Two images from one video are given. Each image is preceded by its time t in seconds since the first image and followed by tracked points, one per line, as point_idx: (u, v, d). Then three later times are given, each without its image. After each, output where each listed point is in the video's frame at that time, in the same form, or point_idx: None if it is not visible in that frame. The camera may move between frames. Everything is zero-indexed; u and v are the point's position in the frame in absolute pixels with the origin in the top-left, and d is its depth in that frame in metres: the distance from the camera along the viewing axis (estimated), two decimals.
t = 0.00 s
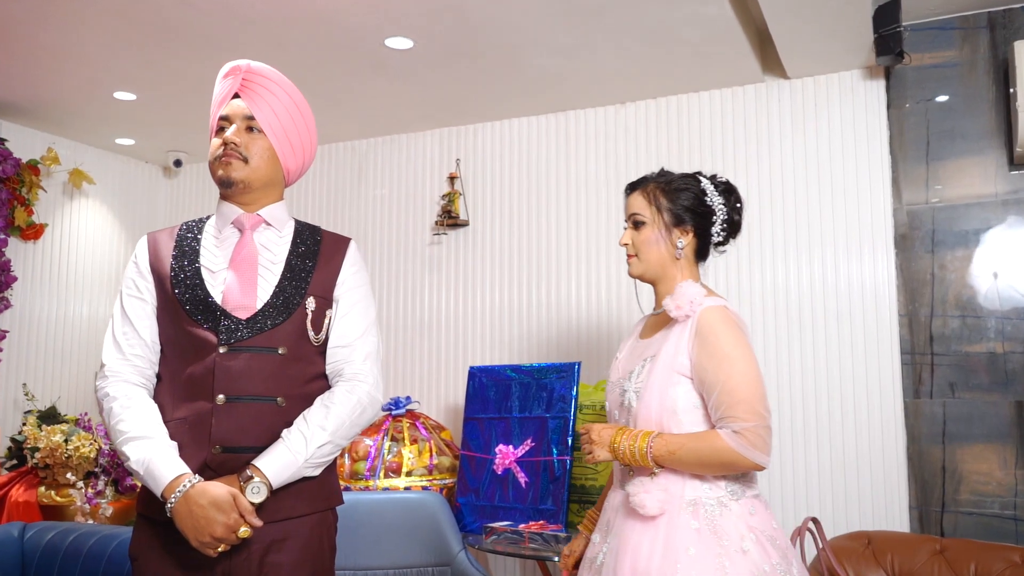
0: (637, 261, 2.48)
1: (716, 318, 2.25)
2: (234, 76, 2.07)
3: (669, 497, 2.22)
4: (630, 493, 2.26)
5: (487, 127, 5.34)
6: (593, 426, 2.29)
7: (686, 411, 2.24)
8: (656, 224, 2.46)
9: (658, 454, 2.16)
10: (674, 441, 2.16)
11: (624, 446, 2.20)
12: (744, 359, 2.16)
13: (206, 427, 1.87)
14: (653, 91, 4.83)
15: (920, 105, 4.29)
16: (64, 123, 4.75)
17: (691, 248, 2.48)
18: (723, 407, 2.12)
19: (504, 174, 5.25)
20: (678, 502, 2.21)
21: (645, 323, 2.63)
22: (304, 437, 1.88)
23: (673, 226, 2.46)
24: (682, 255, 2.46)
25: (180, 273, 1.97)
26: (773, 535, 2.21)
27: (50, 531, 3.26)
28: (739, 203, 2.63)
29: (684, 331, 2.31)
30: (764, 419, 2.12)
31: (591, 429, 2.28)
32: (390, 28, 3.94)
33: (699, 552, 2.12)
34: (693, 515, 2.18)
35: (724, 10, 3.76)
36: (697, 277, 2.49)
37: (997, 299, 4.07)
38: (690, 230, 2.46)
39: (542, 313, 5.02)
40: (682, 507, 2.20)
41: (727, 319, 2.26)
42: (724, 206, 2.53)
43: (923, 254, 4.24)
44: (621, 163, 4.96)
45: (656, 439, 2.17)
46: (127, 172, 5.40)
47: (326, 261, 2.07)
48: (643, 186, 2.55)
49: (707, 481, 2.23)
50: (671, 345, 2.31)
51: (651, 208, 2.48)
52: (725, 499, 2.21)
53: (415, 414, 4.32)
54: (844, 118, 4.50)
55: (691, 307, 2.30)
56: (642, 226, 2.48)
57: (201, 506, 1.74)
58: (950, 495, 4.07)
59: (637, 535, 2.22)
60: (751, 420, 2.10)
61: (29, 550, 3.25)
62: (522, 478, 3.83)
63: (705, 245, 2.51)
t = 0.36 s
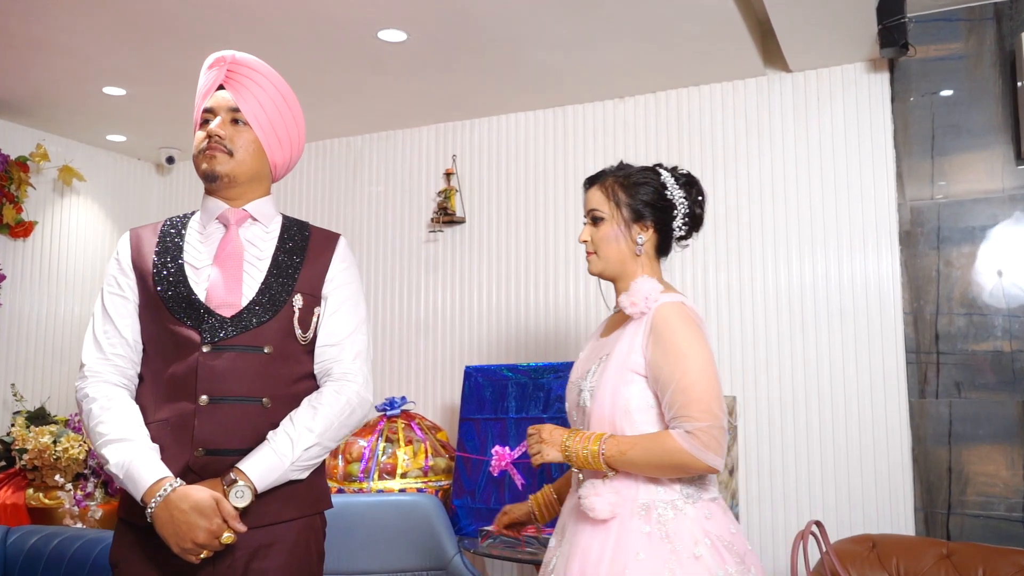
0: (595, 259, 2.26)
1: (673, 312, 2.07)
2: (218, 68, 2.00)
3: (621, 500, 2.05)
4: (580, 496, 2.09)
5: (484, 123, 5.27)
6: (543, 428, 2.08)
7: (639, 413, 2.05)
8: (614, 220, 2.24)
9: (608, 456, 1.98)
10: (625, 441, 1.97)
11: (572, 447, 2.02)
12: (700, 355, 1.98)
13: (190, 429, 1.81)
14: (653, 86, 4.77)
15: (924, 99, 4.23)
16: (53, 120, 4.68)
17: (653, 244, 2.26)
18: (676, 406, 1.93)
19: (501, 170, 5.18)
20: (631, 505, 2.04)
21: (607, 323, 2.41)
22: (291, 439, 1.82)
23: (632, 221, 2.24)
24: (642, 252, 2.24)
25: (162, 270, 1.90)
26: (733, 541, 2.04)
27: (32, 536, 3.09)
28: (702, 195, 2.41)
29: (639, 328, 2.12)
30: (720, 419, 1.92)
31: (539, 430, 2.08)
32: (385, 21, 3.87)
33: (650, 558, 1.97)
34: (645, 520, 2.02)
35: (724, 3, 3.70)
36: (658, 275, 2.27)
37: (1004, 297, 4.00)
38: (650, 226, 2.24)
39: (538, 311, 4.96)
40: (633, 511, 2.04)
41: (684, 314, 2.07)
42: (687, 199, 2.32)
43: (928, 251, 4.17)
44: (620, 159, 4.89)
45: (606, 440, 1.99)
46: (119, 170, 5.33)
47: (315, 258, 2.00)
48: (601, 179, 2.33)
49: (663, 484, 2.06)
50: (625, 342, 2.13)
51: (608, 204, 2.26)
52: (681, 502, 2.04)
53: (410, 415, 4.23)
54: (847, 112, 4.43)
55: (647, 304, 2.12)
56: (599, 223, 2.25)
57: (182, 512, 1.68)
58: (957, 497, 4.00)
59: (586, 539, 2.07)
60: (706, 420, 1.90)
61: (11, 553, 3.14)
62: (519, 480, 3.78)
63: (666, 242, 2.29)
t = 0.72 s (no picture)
0: (566, 258, 2.15)
1: (634, 321, 1.96)
2: (223, 62, 1.95)
3: (570, 517, 1.98)
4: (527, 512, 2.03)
5: (501, 119, 5.20)
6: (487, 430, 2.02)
7: (592, 424, 1.96)
8: (585, 218, 2.12)
9: (550, 468, 1.90)
10: (570, 452, 1.90)
11: (514, 455, 1.95)
12: (656, 368, 1.86)
13: (193, 432, 1.75)
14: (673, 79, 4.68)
15: (955, 88, 4.11)
16: (68, 119, 4.67)
17: (626, 244, 2.15)
18: (626, 422, 1.84)
19: (518, 167, 5.11)
20: (580, 522, 1.97)
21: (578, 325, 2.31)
22: (297, 442, 1.76)
23: (604, 219, 2.12)
24: (614, 252, 2.13)
25: (167, 268, 1.84)
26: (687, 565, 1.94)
27: (42, 539, 2.99)
28: (680, 192, 2.30)
29: (600, 335, 2.03)
30: (669, 439, 1.82)
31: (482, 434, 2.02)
32: (398, 15, 3.81)
33: None
34: (592, 539, 1.94)
35: None
36: (632, 276, 2.16)
37: None
38: (623, 225, 2.12)
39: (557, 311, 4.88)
40: (581, 529, 1.96)
41: (647, 323, 1.96)
42: (662, 197, 2.20)
43: (961, 247, 4.06)
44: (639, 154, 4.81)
45: (551, 450, 1.92)
46: (134, 169, 5.32)
47: (323, 256, 1.94)
48: (573, 175, 2.20)
49: (616, 502, 1.97)
50: (586, 349, 2.04)
51: (579, 201, 2.14)
52: (633, 522, 1.96)
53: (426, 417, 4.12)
54: (874, 103, 4.32)
55: (607, 311, 2.02)
56: (570, 220, 2.14)
57: (184, 517, 1.62)
58: (992, 502, 3.88)
59: (532, 556, 2.00)
60: (653, 439, 1.81)
61: (20, 558, 2.99)
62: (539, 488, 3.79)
63: (642, 241, 2.17)
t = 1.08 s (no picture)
0: (555, 248, 1.88)
1: (607, 316, 1.67)
2: (259, 59, 1.91)
3: (539, 525, 1.74)
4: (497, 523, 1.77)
5: (544, 115, 5.13)
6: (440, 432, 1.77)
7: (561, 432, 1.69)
8: (575, 206, 1.83)
9: (499, 474, 1.67)
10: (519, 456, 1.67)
11: (468, 459, 1.71)
12: (618, 371, 1.58)
13: (230, 437, 1.72)
14: (721, 71, 4.55)
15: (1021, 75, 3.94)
16: (115, 124, 4.71)
17: (618, 235, 1.85)
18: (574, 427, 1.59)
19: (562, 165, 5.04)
20: (548, 530, 1.74)
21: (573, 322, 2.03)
22: (334, 447, 1.72)
23: (593, 207, 1.82)
24: (603, 243, 1.83)
25: (203, 271, 1.81)
26: None
27: (87, 542, 2.99)
28: (683, 179, 1.97)
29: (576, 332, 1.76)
30: (617, 449, 1.54)
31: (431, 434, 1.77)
32: (439, 12, 3.76)
33: None
34: (562, 549, 1.71)
35: None
36: (626, 271, 1.86)
37: None
38: (615, 214, 1.82)
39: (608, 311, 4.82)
40: (551, 537, 1.73)
41: (622, 319, 1.66)
42: (661, 183, 1.88)
43: None
44: (686, 149, 4.70)
45: (503, 455, 1.69)
46: (181, 171, 5.36)
47: (360, 257, 1.89)
48: (564, 157, 1.90)
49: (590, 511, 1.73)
50: (561, 346, 1.77)
51: (568, 186, 1.84)
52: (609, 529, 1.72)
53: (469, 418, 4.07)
54: (934, 92, 4.16)
55: (580, 308, 1.75)
56: (559, 208, 1.85)
57: (221, 525, 1.59)
58: None
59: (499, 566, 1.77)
60: (598, 450, 1.54)
61: (66, 560, 2.99)
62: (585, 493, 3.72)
63: (636, 232, 1.86)
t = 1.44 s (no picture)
0: (561, 241, 1.81)
1: (604, 315, 1.59)
2: (298, 60, 1.89)
3: (542, 529, 1.69)
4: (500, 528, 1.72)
5: (593, 113, 5.06)
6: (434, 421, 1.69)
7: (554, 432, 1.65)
8: (583, 198, 1.76)
9: (487, 474, 1.65)
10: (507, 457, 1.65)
11: (460, 462, 1.66)
12: (609, 375, 1.51)
13: (272, 443, 1.70)
14: (774, 64, 4.43)
15: None
16: (168, 129, 4.78)
17: (627, 231, 1.77)
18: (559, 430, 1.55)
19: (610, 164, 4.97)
20: (550, 535, 1.68)
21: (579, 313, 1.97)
22: (377, 452, 1.69)
23: (601, 200, 1.75)
24: (611, 238, 1.76)
25: (244, 275, 1.80)
26: None
27: (138, 544, 3.02)
28: (696, 176, 1.89)
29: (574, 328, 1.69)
30: (599, 457, 1.49)
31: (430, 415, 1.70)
32: (484, 10, 3.71)
33: None
34: (564, 554, 1.65)
35: None
36: (632, 268, 1.78)
37: None
38: (624, 209, 1.74)
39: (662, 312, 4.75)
40: (553, 542, 1.68)
41: (621, 320, 1.59)
42: (673, 178, 1.80)
43: None
44: (739, 145, 4.59)
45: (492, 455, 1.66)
46: (232, 175, 5.42)
47: (401, 259, 1.86)
48: (574, 147, 1.82)
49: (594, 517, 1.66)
50: (559, 343, 1.71)
51: (577, 177, 1.77)
52: (613, 535, 1.64)
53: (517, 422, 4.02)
54: (1000, 81, 3.98)
55: (575, 306, 1.71)
56: (566, 200, 1.78)
57: (263, 531, 1.57)
58: None
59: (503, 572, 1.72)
60: (579, 457, 1.50)
61: (118, 562, 3.03)
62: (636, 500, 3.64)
63: (646, 228, 1.78)
